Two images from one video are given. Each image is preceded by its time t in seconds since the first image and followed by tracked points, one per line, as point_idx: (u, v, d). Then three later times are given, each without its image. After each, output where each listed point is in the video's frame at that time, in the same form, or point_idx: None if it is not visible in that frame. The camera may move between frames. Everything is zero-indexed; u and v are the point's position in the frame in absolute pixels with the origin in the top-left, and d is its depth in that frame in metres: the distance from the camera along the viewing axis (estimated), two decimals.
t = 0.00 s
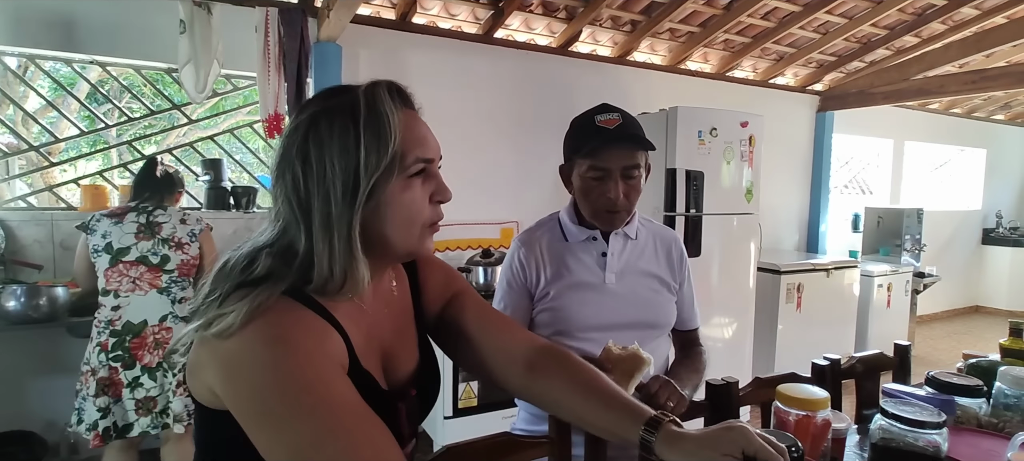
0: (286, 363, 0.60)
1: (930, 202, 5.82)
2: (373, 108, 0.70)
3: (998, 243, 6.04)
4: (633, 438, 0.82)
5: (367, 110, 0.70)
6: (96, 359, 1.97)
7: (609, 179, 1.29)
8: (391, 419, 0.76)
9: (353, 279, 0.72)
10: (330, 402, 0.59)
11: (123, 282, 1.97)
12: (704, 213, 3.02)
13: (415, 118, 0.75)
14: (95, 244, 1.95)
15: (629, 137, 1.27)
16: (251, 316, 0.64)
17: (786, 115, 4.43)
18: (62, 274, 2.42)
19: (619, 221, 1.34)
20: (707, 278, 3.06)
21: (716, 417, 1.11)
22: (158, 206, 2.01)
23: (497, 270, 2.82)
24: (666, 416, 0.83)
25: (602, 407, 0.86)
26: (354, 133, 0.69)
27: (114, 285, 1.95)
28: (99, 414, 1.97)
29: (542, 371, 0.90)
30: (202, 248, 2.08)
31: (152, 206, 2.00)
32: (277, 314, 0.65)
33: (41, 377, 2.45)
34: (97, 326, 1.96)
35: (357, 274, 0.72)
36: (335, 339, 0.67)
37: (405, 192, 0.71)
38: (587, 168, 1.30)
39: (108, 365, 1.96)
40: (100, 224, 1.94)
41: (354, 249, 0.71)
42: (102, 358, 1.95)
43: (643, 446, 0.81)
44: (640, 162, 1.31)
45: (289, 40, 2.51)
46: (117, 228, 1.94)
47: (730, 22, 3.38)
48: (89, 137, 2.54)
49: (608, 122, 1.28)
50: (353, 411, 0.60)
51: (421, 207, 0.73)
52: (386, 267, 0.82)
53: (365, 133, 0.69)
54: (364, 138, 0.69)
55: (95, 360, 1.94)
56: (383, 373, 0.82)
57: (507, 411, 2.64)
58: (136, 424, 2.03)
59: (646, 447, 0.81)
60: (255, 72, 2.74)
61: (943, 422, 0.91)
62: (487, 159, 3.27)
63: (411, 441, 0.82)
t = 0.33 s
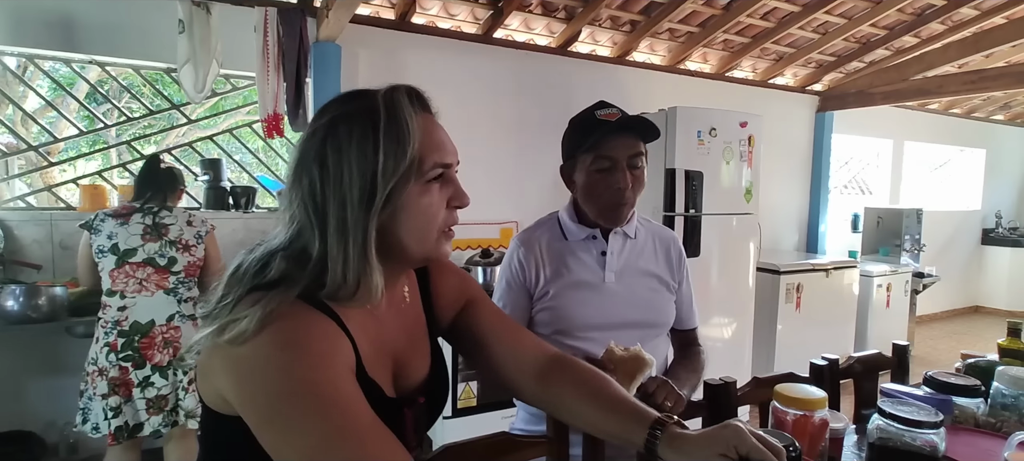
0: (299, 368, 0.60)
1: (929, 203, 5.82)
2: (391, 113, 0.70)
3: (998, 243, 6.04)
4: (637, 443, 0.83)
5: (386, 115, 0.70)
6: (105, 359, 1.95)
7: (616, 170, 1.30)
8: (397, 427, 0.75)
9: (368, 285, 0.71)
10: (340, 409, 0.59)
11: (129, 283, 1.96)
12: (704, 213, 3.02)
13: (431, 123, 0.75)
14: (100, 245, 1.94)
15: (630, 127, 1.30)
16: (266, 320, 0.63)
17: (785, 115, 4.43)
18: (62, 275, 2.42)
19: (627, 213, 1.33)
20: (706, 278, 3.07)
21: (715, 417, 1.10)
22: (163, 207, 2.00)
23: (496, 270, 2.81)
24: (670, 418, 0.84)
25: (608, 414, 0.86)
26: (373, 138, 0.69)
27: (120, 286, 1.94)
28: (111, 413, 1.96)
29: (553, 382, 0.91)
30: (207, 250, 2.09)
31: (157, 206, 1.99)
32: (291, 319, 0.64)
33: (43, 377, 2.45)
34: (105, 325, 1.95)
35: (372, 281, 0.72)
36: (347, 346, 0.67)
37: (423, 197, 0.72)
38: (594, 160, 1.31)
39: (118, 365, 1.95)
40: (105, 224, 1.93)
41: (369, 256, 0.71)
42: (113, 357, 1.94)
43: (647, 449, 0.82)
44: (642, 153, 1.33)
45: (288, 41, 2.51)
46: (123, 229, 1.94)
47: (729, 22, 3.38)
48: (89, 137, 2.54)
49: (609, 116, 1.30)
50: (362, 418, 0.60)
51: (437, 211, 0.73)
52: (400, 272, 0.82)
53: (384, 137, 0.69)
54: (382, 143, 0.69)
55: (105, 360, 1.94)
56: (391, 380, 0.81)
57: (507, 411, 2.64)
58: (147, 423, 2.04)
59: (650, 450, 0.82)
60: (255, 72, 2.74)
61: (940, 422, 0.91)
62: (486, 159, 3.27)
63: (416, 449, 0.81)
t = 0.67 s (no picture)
0: (306, 357, 0.60)
1: (929, 203, 5.83)
2: (382, 102, 0.71)
3: (997, 244, 6.05)
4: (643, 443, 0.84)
5: (376, 105, 0.71)
6: (102, 358, 1.95)
7: (625, 166, 1.32)
8: (400, 419, 0.75)
9: (369, 272, 0.72)
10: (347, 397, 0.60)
11: (127, 283, 1.96)
12: (704, 213, 3.02)
13: (419, 110, 0.76)
14: (99, 243, 1.94)
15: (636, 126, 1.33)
16: (268, 311, 0.63)
17: (785, 115, 4.44)
18: (61, 275, 2.42)
19: (635, 210, 1.33)
20: (706, 278, 3.07)
21: (715, 417, 1.10)
22: (164, 208, 2.00)
23: (496, 270, 2.82)
24: (676, 418, 0.84)
25: (615, 417, 0.86)
26: (366, 125, 0.69)
27: (118, 285, 1.94)
28: (107, 411, 1.96)
29: (561, 379, 0.91)
30: (206, 252, 2.10)
31: (158, 207, 1.99)
32: (296, 309, 0.64)
33: (43, 376, 2.45)
34: (101, 325, 1.95)
35: (373, 267, 0.71)
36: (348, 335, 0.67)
37: (420, 181, 0.73)
38: (604, 156, 1.32)
39: (114, 364, 1.95)
40: (105, 223, 1.93)
41: (369, 243, 0.71)
42: (108, 356, 1.94)
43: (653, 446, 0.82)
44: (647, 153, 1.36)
45: (288, 41, 2.51)
46: (123, 228, 1.93)
47: (729, 22, 3.38)
48: (89, 137, 2.54)
49: (616, 114, 1.32)
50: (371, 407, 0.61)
51: (435, 194, 0.74)
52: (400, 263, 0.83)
53: (377, 125, 0.70)
54: (376, 132, 0.69)
55: (101, 359, 1.93)
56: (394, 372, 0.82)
57: (507, 411, 2.64)
58: (143, 420, 2.04)
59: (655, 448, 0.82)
60: (255, 72, 2.74)
61: (940, 422, 0.91)
62: (486, 159, 3.28)
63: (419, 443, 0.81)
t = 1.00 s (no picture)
0: (241, 345, 0.60)
1: (929, 203, 5.83)
2: (329, 92, 0.72)
3: (997, 244, 6.05)
4: (604, 336, 0.93)
5: (324, 95, 0.71)
6: (102, 359, 1.95)
7: (616, 175, 1.30)
8: (367, 395, 0.73)
9: (320, 257, 0.71)
10: (277, 395, 0.59)
11: (127, 284, 1.95)
12: (704, 213, 3.03)
13: (368, 101, 0.76)
14: (98, 245, 1.93)
15: (639, 135, 1.28)
16: (212, 296, 0.63)
17: (785, 116, 4.44)
18: (62, 275, 2.43)
19: (626, 219, 1.34)
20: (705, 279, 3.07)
21: (714, 418, 1.11)
22: (165, 208, 2.00)
23: (496, 271, 2.82)
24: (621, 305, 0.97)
25: (582, 335, 0.93)
26: (313, 116, 0.70)
27: (119, 286, 1.94)
28: (108, 412, 1.96)
29: (526, 321, 0.95)
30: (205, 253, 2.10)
31: (159, 207, 1.99)
32: (238, 293, 0.64)
33: (44, 375, 2.45)
34: (101, 326, 1.94)
35: (323, 252, 0.71)
36: (294, 324, 0.66)
37: (370, 167, 0.72)
38: (596, 163, 1.30)
39: (117, 365, 1.95)
40: (105, 224, 1.92)
41: (319, 226, 0.70)
42: (109, 357, 1.93)
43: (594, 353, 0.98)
44: (650, 161, 1.31)
45: (289, 41, 2.51)
46: (124, 229, 1.93)
47: (729, 23, 3.39)
48: (89, 137, 2.53)
49: (620, 119, 1.28)
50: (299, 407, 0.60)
51: (387, 180, 0.73)
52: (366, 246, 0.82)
53: (325, 115, 0.70)
54: (323, 119, 0.69)
55: (102, 360, 1.93)
56: (365, 344, 0.79)
57: (507, 411, 2.64)
58: (145, 421, 2.04)
59: (597, 354, 0.98)
60: (254, 72, 2.74)
61: (941, 423, 0.91)
62: (486, 159, 3.27)
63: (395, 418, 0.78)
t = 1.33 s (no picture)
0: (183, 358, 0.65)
1: (929, 203, 5.83)
2: (300, 96, 0.77)
3: (997, 244, 6.05)
4: (591, 261, 0.94)
5: (295, 98, 0.76)
6: (102, 359, 1.94)
7: (600, 182, 1.27)
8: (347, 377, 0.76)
9: (288, 252, 0.76)
10: (206, 410, 0.65)
11: (127, 285, 1.94)
12: (704, 213, 3.03)
13: (340, 103, 0.82)
14: (98, 246, 1.91)
15: (628, 141, 1.24)
16: (176, 296, 0.69)
17: (785, 116, 4.44)
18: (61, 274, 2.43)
19: (614, 225, 1.31)
20: (705, 279, 3.06)
21: (715, 419, 1.11)
22: (163, 208, 1.99)
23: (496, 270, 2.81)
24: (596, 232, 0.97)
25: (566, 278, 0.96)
26: (284, 118, 0.75)
27: (119, 287, 1.92)
28: (108, 413, 1.95)
29: (514, 287, 0.97)
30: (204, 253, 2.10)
31: (157, 208, 1.98)
32: (200, 296, 0.69)
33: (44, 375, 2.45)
34: (101, 326, 1.94)
35: (291, 246, 0.76)
36: (253, 342, 0.70)
37: (343, 164, 0.79)
38: (581, 169, 1.28)
39: (117, 365, 1.94)
40: (105, 225, 1.91)
41: (289, 223, 0.76)
42: (108, 357, 1.92)
43: (561, 345, 1.12)
44: (638, 168, 1.27)
45: (288, 41, 2.50)
46: (123, 230, 1.92)
47: (729, 23, 3.38)
48: (89, 137, 2.53)
49: (609, 124, 1.24)
50: (223, 421, 0.67)
51: (359, 177, 0.79)
52: (343, 239, 0.87)
53: (295, 117, 0.75)
54: (294, 121, 0.75)
55: (102, 360, 1.92)
56: (347, 331, 0.82)
57: (507, 411, 2.64)
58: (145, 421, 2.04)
59: (565, 346, 1.11)
60: (254, 72, 2.74)
61: (941, 424, 0.91)
62: (485, 160, 3.28)
63: (375, 397, 0.80)
